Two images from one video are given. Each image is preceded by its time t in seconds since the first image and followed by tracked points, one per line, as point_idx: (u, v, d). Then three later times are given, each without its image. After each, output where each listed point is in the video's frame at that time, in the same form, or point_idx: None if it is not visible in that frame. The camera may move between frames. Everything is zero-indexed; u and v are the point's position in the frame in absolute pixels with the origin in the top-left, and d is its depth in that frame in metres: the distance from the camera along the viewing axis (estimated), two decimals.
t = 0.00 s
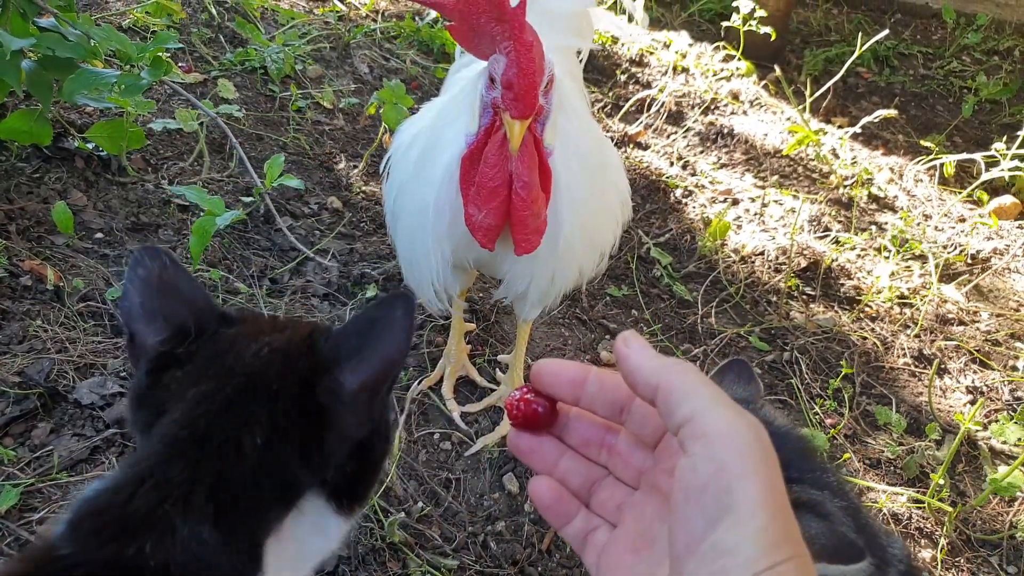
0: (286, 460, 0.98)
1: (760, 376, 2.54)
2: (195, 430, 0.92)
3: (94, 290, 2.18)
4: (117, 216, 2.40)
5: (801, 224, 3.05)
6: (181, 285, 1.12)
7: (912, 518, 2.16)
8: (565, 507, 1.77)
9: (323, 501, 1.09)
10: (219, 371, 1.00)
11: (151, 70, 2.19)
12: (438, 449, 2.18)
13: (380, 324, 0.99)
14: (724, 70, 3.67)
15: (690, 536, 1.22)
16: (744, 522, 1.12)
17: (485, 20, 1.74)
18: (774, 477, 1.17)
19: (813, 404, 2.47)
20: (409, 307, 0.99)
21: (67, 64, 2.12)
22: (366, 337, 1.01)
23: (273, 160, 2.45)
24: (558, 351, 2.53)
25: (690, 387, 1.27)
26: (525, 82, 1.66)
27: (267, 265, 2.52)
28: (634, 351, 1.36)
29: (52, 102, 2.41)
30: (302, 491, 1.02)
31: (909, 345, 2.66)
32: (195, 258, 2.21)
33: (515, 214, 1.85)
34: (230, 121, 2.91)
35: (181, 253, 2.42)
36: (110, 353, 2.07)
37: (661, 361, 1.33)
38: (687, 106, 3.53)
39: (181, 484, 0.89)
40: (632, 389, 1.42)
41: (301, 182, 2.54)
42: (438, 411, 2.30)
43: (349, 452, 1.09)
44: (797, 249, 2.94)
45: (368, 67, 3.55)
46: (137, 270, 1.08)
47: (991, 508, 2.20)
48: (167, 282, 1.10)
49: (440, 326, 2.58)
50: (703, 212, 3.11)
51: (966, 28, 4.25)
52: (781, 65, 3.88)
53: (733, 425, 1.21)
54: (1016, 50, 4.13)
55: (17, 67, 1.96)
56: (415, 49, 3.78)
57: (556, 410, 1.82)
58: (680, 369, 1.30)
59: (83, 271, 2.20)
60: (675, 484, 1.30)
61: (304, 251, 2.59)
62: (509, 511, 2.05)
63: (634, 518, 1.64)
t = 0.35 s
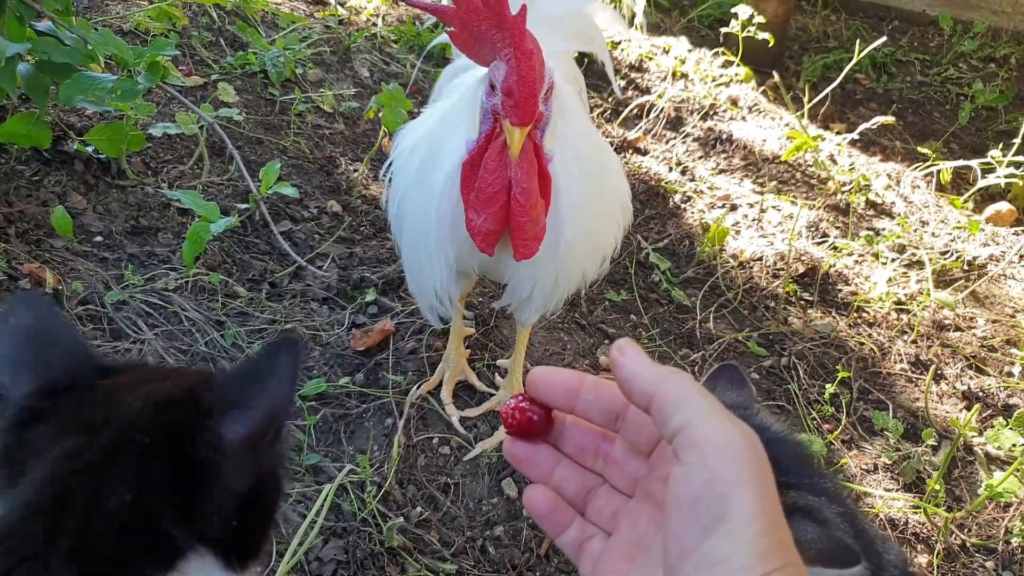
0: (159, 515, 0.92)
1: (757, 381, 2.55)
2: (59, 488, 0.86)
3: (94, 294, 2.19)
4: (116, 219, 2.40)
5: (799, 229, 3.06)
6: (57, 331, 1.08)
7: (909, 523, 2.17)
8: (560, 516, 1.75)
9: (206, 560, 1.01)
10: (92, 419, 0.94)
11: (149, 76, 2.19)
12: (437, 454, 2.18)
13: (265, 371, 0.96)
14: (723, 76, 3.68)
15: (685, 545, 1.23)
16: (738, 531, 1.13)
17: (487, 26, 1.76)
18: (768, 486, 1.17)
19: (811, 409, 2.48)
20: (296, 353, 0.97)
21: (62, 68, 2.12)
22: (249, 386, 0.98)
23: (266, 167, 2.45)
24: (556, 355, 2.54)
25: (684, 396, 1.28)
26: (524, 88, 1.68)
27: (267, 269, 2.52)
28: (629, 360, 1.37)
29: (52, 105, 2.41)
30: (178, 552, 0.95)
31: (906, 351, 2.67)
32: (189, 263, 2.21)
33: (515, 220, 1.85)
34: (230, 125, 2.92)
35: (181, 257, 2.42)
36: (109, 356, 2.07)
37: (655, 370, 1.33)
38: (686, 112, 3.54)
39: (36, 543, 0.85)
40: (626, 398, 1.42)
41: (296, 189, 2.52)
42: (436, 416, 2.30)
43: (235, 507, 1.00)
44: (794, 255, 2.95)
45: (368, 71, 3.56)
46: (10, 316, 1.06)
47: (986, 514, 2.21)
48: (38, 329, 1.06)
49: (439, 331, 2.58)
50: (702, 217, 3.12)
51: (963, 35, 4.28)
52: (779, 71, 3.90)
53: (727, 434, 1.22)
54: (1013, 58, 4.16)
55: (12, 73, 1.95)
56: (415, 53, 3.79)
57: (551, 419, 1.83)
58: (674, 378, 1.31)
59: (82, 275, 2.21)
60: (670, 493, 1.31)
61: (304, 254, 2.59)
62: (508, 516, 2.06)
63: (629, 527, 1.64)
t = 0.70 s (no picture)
0: None
1: (755, 385, 2.55)
2: None
3: (93, 299, 2.19)
4: (115, 224, 2.41)
5: (796, 233, 3.07)
6: None
7: (907, 527, 2.17)
8: (556, 520, 1.76)
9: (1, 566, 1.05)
10: None
11: (151, 78, 2.20)
12: (435, 458, 2.18)
13: None
14: (720, 80, 3.69)
15: (680, 550, 1.24)
16: (732, 536, 1.13)
17: (485, 30, 1.77)
18: (762, 492, 1.18)
19: (808, 413, 2.48)
20: None
21: (65, 71, 2.13)
22: None
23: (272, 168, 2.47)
24: (555, 359, 2.54)
25: (679, 400, 1.29)
26: (521, 91, 1.67)
27: (265, 274, 2.53)
28: (625, 363, 1.38)
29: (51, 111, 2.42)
30: None
31: (903, 354, 2.68)
32: (195, 263, 2.22)
33: (514, 224, 1.85)
34: (228, 130, 2.93)
35: (180, 262, 2.43)
36: (108, 361, 2.07)
37: (651, 374, 1.34)
38: (683, 116, 3.55)
39: None
40: (622, 401, 1.43)
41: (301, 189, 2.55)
42: (435, 420, 2.30)
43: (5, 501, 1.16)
44: (792, 258, 2.96)
45: (366, 76, 3.57)
46: None
47: (984, 517, 2.22)
48: None
49: (437, 335, 2.58)
50: (699, 221, 3.13)
51: (960, 39, 4.29)
52: (776, 75, 3.91)
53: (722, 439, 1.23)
54: (1009, 61, 4.18)
55: (18, 75, 1.96)
56: (413, 58, 3.81)
57: (547, 423, 1.84)
58: (670, 383, 1.32)
59: (81, 280, 2.21)
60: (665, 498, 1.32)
61: (302, 259, 2.60)
62: (507, 520, 2.06)
63: (625, 532, 1.65)
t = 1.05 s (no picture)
0: None
1: (752, 390, 2.56)
2: None
3: (93, 297, 2.20)
4: (115, 222, 2.42)
5: (794, 238, 3.09)
6: None
7: (901, 533, 2.18)
8: (553, 525, 1.80)
9: None
10: None
11: (157, 80, 2.21)
12: (433, 459, 2.19)
13: None
14: (720, 84, 3.70)
15: (677, 556, 1.25)
16: (730, 544, 1.14)
17: (514, 56, 1.74)
18: (760, 497, 1.19)
19: (805, 419, 2.49)
20: None
21: (71, 71, 2.13)
22: None
23: (275, 171, 2.48)
24: (553, 362, 2.55)
25: (679, 408, 1.30)
26: (580, 123, 1.69)
27: (265, 273, 2.54)
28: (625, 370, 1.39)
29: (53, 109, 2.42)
30: None
31: (900, 361, 2.69)
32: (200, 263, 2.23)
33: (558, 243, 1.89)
34: (229, 129, 2.93)
35: (179, 261, 2.43)
36: (107, 360, 2.08)
37: (650, 380, 1.35)
38: (683, 120, 3.56)
39: None
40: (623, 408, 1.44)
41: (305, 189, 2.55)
42: (433, 421, 2.31)
43: None
44: (790, 264, 2.97)
45: (366, 76, 3.58)
46: None
47: (978, 523, 2.23)
48: None
49: (436, 336, 2.59)
50: (698, 226, 3.14)
51: (959, 46, 4.31)
52: (776, 80, 3.93)
53: (721, 446, 1.23)
54: (1008, 70, 4.20)
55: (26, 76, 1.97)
56: (414, 59, 3.81)
57: (545, 427, 1.85)
58: (669, 390, 1.33)
59: (81, 278, 2.22)
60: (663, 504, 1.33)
61: (302, 260, 2.60)
62: (504, 522, 2.07)
63: (621, 537, 1.67)
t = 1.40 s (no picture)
0: None
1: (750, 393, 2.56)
2: None
3: (91, 300, 2.20)
4: (114, 225, 2.42)
5: (793, 242, 3.09)
6: None
7: (899, 537, 2.18)
8: (550, 498, 1.79)
9: None
10: None
11: (154, 85, 2.21)
12: (431, 462, 2.19)
13: None
14: (719, 88, 3.71)
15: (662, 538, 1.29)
16: (719, 520, 1.21)
17: (520, 69, 1.68)
18: (738, 471, 1.26)
19: (803, 422, 2.49)
20: None
21: (68, 77, 2.14)
22: None
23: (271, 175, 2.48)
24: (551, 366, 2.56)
25: (650, 406, 1.37)
26: (591, 134, 1.63)
27: (264, 276, 2.54)
28: (587, 381, 1.48)
29: (52, 111, 2.42)
30: None
31: (898, 364, 2.69)
32: (195, 269, 2.23)
33: (544, 251, 1.83)
34: (228, 132, 2.94)
35: (178, 264, 2.43)
36: (105, 363, 2.08)
37: (614, 385, 1.44)
38: (682, 123, 3.57)
39: None
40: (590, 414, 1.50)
41: (298, 197, 2.55)
42: (431, 425, 2.31)
43: None
44: (789, 267, 2.98)
45: (366, 79, 3.58)
46: None
47: (977, 527, 2.23)
48: None
49: (435, 339, 2.59)
50: (697, 229, 3.14)
51: (958, 49, 4.32)
52: (775, 83, 3.93)
53: (696, 433, 1.30)
54: (1007, 73, 4.21)
55: (23, 79, 1.98)
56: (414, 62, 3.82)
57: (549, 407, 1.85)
58: (636, 390, 1.41)
59: (80, 281, 2.22)
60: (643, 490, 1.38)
61: (300, 263, 2.60)
62: (502, 525, 2.07)
63: (619, 515, 1.67)
